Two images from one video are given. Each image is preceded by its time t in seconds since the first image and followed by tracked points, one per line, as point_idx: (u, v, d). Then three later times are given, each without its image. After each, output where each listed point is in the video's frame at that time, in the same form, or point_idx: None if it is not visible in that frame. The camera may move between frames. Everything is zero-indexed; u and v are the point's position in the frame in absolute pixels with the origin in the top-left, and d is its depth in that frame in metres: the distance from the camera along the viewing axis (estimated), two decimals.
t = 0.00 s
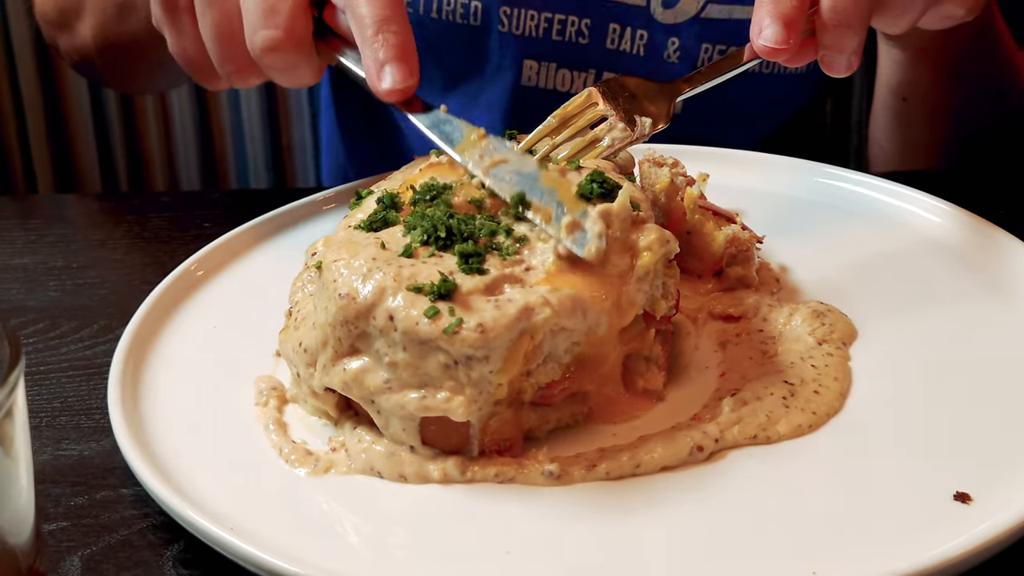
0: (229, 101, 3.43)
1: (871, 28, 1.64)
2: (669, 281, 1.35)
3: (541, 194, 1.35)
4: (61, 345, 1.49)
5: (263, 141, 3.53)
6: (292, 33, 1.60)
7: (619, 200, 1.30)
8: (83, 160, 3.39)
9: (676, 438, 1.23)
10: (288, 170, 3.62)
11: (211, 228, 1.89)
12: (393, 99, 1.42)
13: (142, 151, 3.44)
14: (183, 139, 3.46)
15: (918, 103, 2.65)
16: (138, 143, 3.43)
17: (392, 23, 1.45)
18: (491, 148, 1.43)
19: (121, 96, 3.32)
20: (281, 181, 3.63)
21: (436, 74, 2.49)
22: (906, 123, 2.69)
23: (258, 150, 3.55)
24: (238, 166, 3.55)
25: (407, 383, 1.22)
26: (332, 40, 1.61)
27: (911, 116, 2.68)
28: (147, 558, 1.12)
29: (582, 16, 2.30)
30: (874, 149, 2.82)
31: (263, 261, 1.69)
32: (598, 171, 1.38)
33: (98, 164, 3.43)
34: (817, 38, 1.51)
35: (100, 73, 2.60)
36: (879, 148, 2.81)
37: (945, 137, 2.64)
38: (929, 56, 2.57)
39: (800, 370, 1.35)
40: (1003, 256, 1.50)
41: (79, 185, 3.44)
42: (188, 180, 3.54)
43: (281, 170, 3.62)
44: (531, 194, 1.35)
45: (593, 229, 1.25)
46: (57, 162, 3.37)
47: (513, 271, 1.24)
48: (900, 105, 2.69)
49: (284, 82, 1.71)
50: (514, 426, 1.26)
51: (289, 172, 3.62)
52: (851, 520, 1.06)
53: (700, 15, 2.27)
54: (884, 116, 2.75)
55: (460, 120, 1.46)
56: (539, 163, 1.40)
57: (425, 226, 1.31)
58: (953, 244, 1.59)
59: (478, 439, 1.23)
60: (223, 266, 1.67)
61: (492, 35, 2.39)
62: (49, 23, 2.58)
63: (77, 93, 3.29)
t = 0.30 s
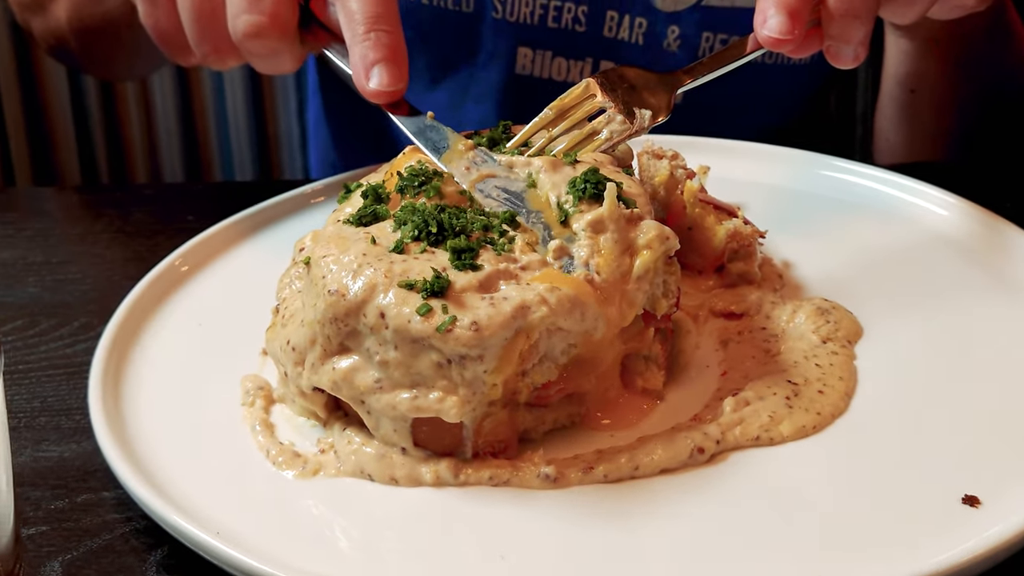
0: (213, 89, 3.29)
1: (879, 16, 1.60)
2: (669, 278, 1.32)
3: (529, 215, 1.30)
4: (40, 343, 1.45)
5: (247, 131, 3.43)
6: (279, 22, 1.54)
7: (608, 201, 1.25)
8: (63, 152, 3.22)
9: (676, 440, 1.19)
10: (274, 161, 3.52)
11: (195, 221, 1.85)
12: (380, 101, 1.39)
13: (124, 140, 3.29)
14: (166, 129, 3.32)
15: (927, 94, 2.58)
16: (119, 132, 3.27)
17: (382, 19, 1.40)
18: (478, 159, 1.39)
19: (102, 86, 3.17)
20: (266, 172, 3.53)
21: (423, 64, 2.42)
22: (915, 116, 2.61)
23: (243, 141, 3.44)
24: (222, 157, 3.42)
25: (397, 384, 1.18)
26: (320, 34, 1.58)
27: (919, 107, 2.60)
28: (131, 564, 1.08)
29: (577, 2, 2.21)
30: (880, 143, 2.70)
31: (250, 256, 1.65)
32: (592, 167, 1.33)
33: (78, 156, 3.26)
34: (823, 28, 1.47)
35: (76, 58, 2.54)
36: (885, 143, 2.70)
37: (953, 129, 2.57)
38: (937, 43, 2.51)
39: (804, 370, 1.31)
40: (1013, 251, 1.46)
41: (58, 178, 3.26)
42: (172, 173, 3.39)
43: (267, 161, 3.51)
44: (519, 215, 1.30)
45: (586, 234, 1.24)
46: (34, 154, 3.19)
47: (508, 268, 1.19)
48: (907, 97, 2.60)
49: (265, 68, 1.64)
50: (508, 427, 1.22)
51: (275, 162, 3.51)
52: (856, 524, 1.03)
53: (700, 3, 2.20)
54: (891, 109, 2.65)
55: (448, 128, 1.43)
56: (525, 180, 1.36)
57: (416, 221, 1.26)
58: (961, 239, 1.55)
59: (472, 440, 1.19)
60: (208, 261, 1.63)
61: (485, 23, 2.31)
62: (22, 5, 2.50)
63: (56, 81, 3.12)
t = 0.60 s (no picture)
0: (201, 80, 3.19)
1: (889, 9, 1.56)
2: (670, 275, 1.28)
3: (530, 169, 1.25)
4: (22, 342, 1.42)
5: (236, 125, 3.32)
6: None
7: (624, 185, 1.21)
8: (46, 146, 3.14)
9: (677, 442, 1.16)
10: (263, 157, 3.41)
11: (182, 217, 1.81)
12: (368, 58, 1.36)
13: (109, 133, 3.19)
14: (152, 121, 3.23)
15: (937, 87, 2.53)
16: (103, 123, 3.18)
17: None
18: (475, 117, 1.34)
19: (86, 77, 3.07)
20: (255, 168, 3.43)
21: (418, 56, 2.34)
22: (924, 110, 2.56)
23: (231, 135, 3.32)
24: (209, 151, 3.33)
25: (391, 385, 1.14)
26: None
27: (929, 101, 2.55)
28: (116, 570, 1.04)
29: None
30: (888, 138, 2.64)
31: (239, 253, 1.61)
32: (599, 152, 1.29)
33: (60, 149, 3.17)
34: (830, 20, 1.43)
35: (58, 48, 2.49)
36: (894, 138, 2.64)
37: (963, 123, 2.53)
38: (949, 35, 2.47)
39: (809, 370, 1.27)
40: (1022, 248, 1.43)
41: (40, 171, 3.18)
42: (157, 167, 3.30)
43: (256, 155, 3.41)
44: (519, 169, 1.26)
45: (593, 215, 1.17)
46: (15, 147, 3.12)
47: (504, 265, 1.16)
48: (917, 90, 2.56)
49: (252, 34, 1.61)
50: (504, 429, 1.18)
51: (265, 158, 3.40)
52: (862, 529, 0.99)
53: None
54: (900, 103, 2.60)
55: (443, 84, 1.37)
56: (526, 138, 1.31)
57: (410, 217, 1.22)
58: (968, 235, 1.51)
59: (467, 443, 1.16)
60: (196, 258, 1.59)
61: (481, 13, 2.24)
62: None
63: (39, 72, 3.02)
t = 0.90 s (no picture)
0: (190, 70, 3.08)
1: None
2: (673, 270, 1.25)
3: (519, 209, 1.19)
4: (6, 338, 1.39)
5: (226, 117, 3.22)
6: None
7: (617, 189, 1.19)
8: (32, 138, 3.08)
9: (681, 441, 1.13)
10: (255, 150, 3.29)
11: (171, 210, 1.78)
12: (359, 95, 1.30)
13: (96, 124, 3.12)
14: (140, 112, 3.14)
15: (948, 79, 2.51)
16: (90, 118, 3.12)
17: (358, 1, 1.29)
18: (464, 151, 1.25)
19: (73, 72, 3.00)
20: (246, 161, 3.31)
21: (416, 46, 2.30)
22: (934, 102, 2.54)
23: (222, 127, 3.22)
24: (200, 147, 3.24)
25: (386, 383, 1.11)
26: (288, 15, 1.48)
27: (940, 92, 2.53)
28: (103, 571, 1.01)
29: None
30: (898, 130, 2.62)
31: (232, 246, 1.58)
32: (593, 152, 1.26)
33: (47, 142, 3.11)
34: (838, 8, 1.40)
35: (47, 43, 2.47)
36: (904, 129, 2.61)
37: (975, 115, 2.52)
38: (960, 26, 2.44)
39: (816, 368, 1.24)
40: None
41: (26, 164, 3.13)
42: (147, 160, 3.22)
43: (248, 151, 3.30)
44: (506, 207, 1.19)
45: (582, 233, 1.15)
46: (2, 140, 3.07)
47: (502, 260, 1.13)
48: (928, 82, 2.53)
49: (240, 61, 1.56)
50: (503, 428, 1.15)
51: (256, 152, 3.29)
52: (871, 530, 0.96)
53: None
54: (910, 94, 2.58)
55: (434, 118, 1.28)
56: (516, 176, 1.22)
57: (407, 212, 1.19)
58: (978, 229, 1.48)
59: (464, 442, 1.13)
60: (187, 253, 1.56)
61: None
62: None
63: (25, 63, 2.96)
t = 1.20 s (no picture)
0: (182, 60, 2.99)
1: None
2: (674, 264, 1.23)
3: (501, 189, 1.19)
4: None
5: (218, 110, 3.11)
6: None
7: (614, 180, 1.16)
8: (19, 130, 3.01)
9: (683, 439, 1.10)
10: (247, 143, 3.20)
11: (162, 203, 1.76)
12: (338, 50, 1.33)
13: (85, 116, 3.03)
14: (130, 103, 3.05)
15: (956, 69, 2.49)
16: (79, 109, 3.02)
17: None
18: (449, 124, 1.28)
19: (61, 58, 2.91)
20: (239, 154, 3.21)
21: (409, 35, 2.21)
22: (943, 92, 2.53)
23: (214, 120, 3.12)
24: (192, 141, 3.16)
25: (382, 380, 1.09)
26: None
27: (948, 83, 2.51)
28: (92, 571, 0.99)
29: None
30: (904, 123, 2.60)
31: (224, 239, 1.56)
32: (593, 144, 1.24)
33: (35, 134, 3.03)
34: None
35: (32, 28, 2.45)
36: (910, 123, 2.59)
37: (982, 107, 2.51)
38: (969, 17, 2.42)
39: (821, 365, 1.22)
40: None
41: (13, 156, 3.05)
42: (137, 153, 3.14)
43: (241, 141, 3.20)
44: (489, 189, 1.19)
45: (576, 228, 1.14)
46: None
47: (499, 254, 1.11)
48: (937, 73, 2.52)
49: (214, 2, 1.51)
50: (501, 426, 1.13)
51: (249, 144, 3.19)
52: (879, 529, 0.94)
53: None
54: (918, 87, 2.57)
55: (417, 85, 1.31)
56: (500, 154, 1.24)
57: (401, 204, 1.17)
58: (985, 222, 1.46)
59: (461, 440, 1.10)
60: (178, 247, 1.54)
61: None
62: None
63: (13, 54, 2.89)
